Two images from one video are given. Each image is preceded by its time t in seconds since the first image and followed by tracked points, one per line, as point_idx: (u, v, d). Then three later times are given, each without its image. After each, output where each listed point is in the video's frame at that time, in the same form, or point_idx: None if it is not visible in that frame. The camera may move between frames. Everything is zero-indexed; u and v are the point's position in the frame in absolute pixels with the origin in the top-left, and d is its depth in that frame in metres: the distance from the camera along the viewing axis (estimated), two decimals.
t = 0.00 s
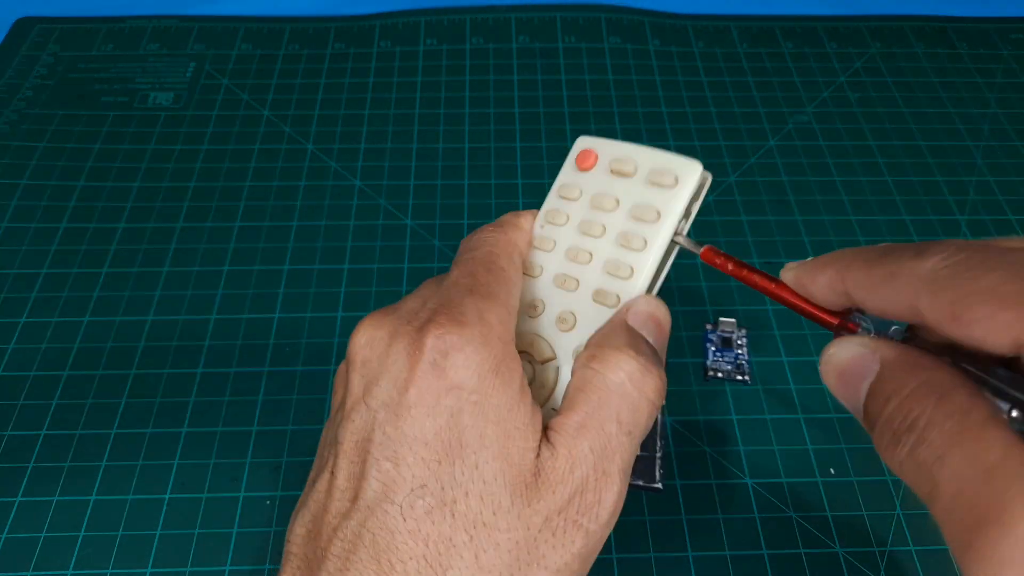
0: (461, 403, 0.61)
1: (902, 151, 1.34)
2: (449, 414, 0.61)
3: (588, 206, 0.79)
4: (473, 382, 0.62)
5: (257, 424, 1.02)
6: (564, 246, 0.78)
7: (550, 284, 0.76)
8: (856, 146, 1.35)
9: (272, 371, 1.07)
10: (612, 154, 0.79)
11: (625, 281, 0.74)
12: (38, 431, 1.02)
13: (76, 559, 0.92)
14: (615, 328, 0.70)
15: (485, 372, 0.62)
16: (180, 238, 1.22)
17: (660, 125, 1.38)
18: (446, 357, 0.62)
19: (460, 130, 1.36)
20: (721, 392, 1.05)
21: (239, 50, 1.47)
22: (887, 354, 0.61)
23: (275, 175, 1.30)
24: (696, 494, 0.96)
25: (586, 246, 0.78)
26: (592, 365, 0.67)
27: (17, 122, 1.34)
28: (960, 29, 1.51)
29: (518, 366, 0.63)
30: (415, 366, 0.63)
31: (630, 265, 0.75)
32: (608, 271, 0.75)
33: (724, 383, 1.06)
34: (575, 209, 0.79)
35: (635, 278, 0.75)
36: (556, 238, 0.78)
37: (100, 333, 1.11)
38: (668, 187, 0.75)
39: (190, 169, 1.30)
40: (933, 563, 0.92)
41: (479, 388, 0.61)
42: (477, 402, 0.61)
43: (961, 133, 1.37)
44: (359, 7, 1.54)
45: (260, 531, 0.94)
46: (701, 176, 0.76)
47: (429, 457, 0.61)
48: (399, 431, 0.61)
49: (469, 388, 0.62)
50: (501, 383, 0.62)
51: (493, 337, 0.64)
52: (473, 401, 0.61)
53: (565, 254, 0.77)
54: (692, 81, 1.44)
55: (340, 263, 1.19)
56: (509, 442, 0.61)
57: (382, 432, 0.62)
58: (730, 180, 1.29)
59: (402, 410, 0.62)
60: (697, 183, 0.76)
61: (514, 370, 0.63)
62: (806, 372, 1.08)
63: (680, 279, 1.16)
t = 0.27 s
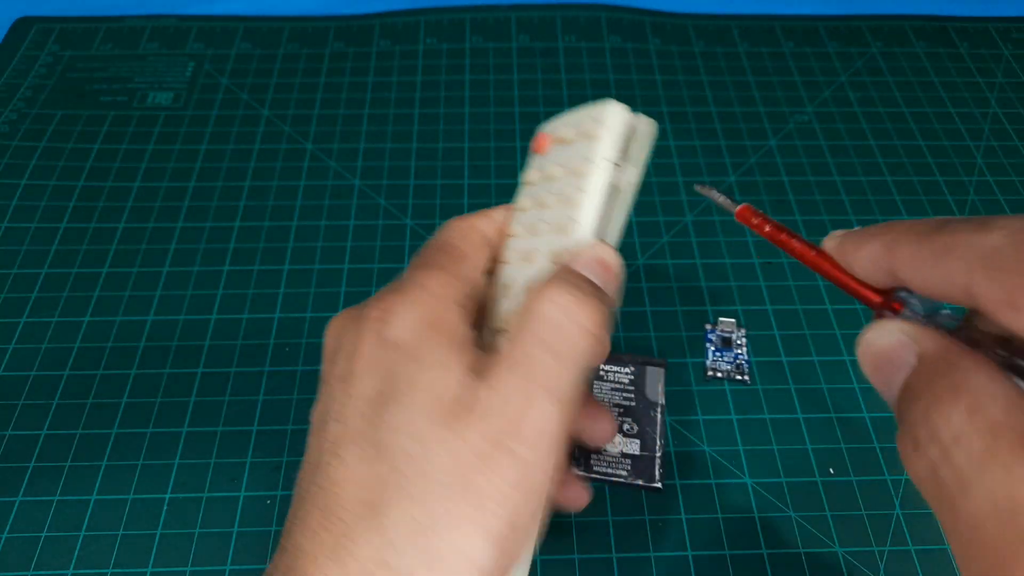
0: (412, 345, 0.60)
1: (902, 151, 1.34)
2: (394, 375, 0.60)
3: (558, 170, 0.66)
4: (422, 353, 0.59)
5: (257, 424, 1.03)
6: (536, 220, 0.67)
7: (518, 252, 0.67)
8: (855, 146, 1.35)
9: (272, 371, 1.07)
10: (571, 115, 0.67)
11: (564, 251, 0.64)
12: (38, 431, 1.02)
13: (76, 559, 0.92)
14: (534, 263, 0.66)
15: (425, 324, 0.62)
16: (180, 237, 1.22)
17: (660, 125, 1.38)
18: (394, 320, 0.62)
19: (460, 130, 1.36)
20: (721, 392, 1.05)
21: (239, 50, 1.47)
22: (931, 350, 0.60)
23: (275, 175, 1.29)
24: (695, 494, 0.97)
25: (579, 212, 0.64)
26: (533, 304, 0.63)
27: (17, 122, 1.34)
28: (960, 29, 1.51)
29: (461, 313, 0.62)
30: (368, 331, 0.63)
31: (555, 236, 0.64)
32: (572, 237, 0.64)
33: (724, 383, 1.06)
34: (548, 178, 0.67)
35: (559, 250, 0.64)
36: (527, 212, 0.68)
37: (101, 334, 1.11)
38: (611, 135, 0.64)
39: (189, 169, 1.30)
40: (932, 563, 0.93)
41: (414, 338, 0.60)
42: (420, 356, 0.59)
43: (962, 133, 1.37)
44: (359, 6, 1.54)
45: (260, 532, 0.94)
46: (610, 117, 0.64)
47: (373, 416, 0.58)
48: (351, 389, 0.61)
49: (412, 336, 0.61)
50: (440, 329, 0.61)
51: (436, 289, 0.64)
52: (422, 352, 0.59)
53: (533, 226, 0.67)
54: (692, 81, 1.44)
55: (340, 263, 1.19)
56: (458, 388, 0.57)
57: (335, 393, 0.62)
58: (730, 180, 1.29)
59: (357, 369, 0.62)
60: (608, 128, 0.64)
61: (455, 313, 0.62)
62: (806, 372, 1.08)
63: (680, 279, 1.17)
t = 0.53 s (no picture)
0: (376, 311, 0.66)
1: (902, 151, 1.34)
2: (365, 338, 0.66)
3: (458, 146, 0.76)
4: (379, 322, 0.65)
5: (257, 424, 1.03)
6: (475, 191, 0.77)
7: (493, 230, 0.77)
8: (855, 146, 1.35)
9: (272, 370, 1.07)
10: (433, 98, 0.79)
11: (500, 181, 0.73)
12: (38, 431, 1.02)
13: (76, 559, 0.92)
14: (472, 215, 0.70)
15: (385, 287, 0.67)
16: (180, 237, 1.22)
17: (660, 125, 1.38)
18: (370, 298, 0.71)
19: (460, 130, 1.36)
20: (721, 392, 1.05)
21: (239, 50, 1.47)
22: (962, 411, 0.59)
23: (275, 175, 1.29)
24: (695, 494, 0.96)
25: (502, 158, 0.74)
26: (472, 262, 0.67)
27: (17, 122, 1.34)
28: (960, 29, 1.51)
29: (420, 275, 0.65)
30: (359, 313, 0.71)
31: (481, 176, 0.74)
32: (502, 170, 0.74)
33: (724, 382, 1.06)
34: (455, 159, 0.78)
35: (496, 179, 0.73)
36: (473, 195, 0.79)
37: (101, 334, 1.11)
38: (459, 85, 0.74)
39: (189, 169, 1.30)
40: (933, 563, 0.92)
41: (379, 301, 0.66)
42: (381, 320, 0.65)
43: (962, 133, 1.37)
44: (359, 7, 1.54)
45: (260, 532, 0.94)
46: (441, 69, 0.74)
47: (350, 380, 0.65)
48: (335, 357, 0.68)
49: (382, 299, 0.66)
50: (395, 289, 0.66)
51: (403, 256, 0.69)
52: (381, 316, 0.65)
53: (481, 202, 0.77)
54: (692, 81, 1.44)
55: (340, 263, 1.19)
56: (404, 339, 0.63)
57: (321, 364, 0.70)
58: (729, 180, 1.29)
59: (342, 339, 0.69)
60: (450, 79, 0.74)
61: (411, 275, 0.66)
62: (806, 372, 1.08)
63: (680, 279, 1.17)
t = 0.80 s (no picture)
0: (391, 327, 0.64)
1: (902, 150, 1.34)
2: (378, 354, 0.64)
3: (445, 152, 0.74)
4: (392, 343, 0.63)
5: (256, 424, 1.02)
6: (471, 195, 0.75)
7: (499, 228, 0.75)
8: (856, 145, 1.34)
9: (271, 371, 1.07)
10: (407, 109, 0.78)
11: (498, 178, 0.71)
12: (37, 431, 1.02)
13: (75, 560, 0.92)
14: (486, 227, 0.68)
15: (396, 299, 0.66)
16: (179, 237, 1.22)
17: (661, 125, 1.37)
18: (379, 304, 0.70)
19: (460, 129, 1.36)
20: (721, 392, 1.04)
21: (238, 49, 1.46)
22: (965, 429, 0.58)
23: (274, 175, 1.29)
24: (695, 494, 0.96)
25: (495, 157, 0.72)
26: (490, 283, 0.66)
27: (16, 122, 1.34)
28: (961, 28, 1.51)
29: (438, 293, 0.64)
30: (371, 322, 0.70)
31: (476, 176, 0.72)
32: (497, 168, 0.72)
33: (725, 383, 1.05)
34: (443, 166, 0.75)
35: (493, 177, 0.71)
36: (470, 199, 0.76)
37: (100, 334, 1.11)
38: (435, 89, 0.72)
39: (189, 169, 1.30)
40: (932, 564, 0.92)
41: (394, 317, 0.64)
42: (396, 337, 0.63)
43: (962, 132, 1.37)
44: (359, 6, 1.54)
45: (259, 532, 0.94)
46: (414, 76, 0.72)
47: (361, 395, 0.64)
48: (344, 368, 0.67)
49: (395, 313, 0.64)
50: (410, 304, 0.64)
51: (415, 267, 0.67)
52: (397, 331, 0.63)
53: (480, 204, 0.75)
54: (692, 80, 1.44)
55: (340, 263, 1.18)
56: (419, 359, 0.62)
57: (328, 375, 0.68)
58: (730, 180, 1.29)
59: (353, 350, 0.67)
60: (425, 85, 0.72)
61: (429, 292, 0.64)
62: (807, 372, 1.08)
63: (680, 279, 1.16)
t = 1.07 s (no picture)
0: (403, 333, 0.63)
1: (902, 151, 1.34)
2: (388, 361, 0.63)
3: (447, 150, 0.74)
4: (405, 351, 0.62)
5: (257, 424, 1.03)
6: (471, 193, 0.75)
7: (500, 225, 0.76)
8: (855, 146, 1.35)
9: (272, 370, 1.07)
10: (406, 106, 0.78)
11: (500, 176, 0.72)
12: (39, 430, 1.02)
13: (76, 560, 0.92)
14: (498, 233, 0.68)
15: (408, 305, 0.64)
16: (180, 237, 1.22)
17: (660, 125, 1.38)
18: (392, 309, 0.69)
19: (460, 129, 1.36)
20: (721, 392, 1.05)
21: (239, 50, 1.47)
22: (945, 413, 0.58)
23: (274, 175, 1.30)
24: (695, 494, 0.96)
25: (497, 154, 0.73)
26: (503, 292, 0.66)
27: (17, 122, 1.34)
28: (960, 29, 1.51)
29: (453, 301, 0.63)
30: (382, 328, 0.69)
31: (479, 174, 0.72)
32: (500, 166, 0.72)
33: (724, 382, 1.06)
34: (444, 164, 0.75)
35: (496, 175, 0.71)
36: (470, 196, 0.77)
37: (101, 334, 1.11)
38: (438, 87, 0.72)
39: (190, 169, 1.30)
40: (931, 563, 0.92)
41: (406, 322, 0.63)
42: (408, 344, 0.62)
43: (961, 133, 1.37)
44: (359, 7, 1.54)
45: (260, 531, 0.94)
46: (417, 73, 0.72)
47: (370, 401, 0.64)
48: (353, 374, 0.66)
49: (408, 318, 0.63)
50: (423, 310, 0.63)
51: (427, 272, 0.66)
52: (410, 337, 0.62)
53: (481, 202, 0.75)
54: (692, 81, 1.44)
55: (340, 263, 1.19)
56: (432, 366, 0.61)
57: (338, 381, 0.68)
58: (729, 180, 1.29)
59: (363, 355, 0.67)
60: (429, 82, 0.72)
61: (445, 299, 0.63)
62: (806, 372, 1.08)
63: (680, 279, 1.17)
